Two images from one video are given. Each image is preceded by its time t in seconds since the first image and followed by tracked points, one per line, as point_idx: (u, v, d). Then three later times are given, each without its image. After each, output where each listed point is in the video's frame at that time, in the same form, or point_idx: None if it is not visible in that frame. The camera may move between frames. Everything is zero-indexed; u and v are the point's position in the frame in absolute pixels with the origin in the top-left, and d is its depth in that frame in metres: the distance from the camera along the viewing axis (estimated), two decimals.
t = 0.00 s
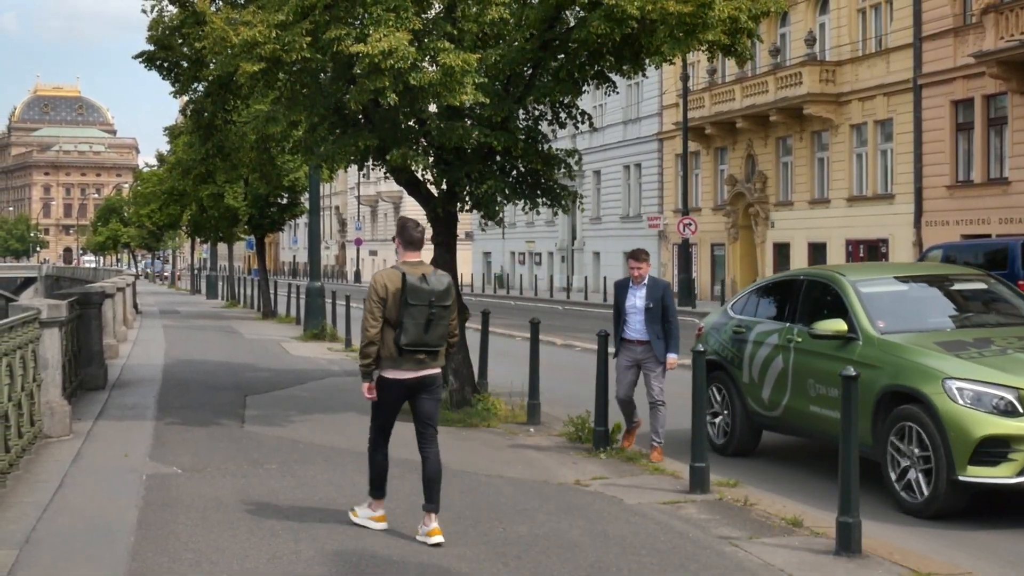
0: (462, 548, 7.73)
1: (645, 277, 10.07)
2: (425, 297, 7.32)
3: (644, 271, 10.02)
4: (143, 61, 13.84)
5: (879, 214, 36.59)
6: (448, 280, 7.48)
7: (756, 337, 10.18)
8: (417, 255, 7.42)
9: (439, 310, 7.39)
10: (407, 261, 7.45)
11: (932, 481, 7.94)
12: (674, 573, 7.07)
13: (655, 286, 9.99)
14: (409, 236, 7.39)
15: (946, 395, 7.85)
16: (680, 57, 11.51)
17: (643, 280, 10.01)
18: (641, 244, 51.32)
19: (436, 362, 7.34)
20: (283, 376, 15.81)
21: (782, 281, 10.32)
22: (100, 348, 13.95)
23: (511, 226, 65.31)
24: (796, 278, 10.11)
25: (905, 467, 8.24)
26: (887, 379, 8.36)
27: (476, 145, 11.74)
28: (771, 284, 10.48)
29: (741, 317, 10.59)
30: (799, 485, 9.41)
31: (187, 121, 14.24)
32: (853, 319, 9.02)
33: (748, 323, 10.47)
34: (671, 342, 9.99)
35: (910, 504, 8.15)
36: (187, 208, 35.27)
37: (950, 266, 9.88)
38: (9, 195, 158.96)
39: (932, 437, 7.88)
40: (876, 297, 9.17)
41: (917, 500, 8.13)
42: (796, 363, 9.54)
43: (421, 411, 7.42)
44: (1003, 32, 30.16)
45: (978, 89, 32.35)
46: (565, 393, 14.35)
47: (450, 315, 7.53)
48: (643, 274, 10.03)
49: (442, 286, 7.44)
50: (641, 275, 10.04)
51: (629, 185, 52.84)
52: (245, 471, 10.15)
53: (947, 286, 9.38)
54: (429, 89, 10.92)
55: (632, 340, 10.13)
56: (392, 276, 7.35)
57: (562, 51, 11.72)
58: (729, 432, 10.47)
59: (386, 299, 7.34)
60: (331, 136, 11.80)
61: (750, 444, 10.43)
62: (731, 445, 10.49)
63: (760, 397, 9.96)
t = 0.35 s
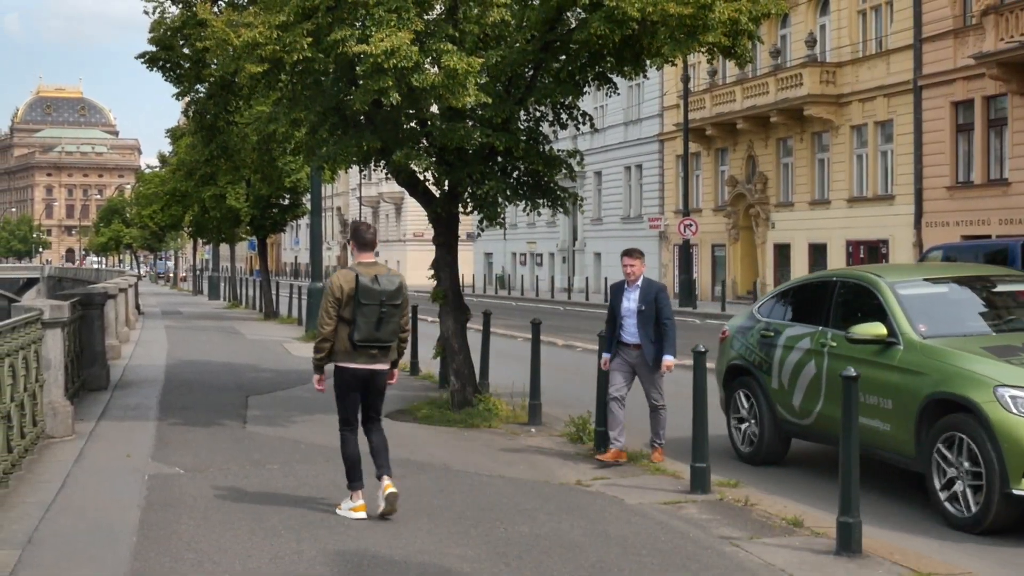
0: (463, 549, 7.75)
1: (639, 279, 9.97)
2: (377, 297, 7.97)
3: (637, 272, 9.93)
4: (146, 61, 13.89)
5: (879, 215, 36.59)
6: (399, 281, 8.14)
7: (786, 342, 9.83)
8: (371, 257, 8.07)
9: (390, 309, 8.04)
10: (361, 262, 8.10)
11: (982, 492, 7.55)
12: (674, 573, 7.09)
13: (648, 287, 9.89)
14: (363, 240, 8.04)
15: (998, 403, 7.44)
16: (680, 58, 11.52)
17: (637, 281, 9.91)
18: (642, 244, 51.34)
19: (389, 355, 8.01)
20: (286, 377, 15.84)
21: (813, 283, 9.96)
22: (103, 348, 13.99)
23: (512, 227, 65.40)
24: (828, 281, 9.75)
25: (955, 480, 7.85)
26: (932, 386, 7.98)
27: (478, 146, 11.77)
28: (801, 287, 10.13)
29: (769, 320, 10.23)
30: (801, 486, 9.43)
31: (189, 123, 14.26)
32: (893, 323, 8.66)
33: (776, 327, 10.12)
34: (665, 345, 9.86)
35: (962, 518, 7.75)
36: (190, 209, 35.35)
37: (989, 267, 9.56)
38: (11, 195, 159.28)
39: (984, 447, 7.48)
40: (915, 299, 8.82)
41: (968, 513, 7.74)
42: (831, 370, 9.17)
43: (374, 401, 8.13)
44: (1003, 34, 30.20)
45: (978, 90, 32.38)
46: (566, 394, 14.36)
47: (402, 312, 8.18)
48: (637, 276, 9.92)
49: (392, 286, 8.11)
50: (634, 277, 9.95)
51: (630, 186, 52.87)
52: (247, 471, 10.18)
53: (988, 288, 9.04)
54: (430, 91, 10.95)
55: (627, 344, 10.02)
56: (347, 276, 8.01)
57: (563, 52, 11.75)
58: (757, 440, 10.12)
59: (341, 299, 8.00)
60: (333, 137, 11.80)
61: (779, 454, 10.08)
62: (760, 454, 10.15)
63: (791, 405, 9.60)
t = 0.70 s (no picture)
0: (465, 549, 7.77)
1: (614, 280, 9.64)
2: (340, 301, 8.48)
3: (612, 273, 9.60)
4: (149, 63, 13.93)
5: (880, 216, 36.58)
6: (367, 289, 8.63)
7: (827, 347, 9.25)
8: (342, 265, 8.61)
9: (353, 313, 8.54)
10: (333, 269, 8.65)
11: None
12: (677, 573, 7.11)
13: (624, 288, 9.57)
14: (335, 248, 8.61)
15: None
16: (682, 59, 11.53)
17: (612, 282, 9.59)
18: (643, 245, 51.38)
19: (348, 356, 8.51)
20: (288, 378, 15.88)
21: (853, 284, 9.38)
22: (105, 349, 14.01)
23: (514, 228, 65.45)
24: (871, 283, 9.18)
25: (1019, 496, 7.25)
26: (994, 396, 7.38)
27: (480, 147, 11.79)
28: (841, 288, 9.55)
29: (807, 324, 9.66)
30: (803, 485, 9.44)
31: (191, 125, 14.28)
32: (947, 328, 8.08)
33: (815, 331, 9.54)
34: (643, 348, 9.58)
35: None
36: (192, 210, 35.43)
37: None
38: (14, 196, 159.54)
39: None
40: (971, 303, 8.24)
41: None
42: (877, 377, 8.59)
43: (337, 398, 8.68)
44: (1003, 35, 30.23)
45: (979, 92, 32.41)
46: (568, 395, 14.36)
47: (368, 316, 8.68)
48: (612, 277, 9.60)
49: (360, 293, 8.61)
50: (609, 279, 9.62)
51: (632, 187, 52.90)
52: (250, 471, 10.21)
53: None
54: (432, 92, 10.98)
55: (604, 347, 9.71)
56: (316, 282, 8.57)
57: (565, 53, 11.78)
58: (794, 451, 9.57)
59: (310, 301, 8.57)
60: (336, 138, 11.80)
61: (819, 465, 9.52)
62: (798, 465, 9.55)
63: (832, 414, 9.03)
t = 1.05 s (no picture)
0: (475, 549, 7.80)
1: (602, 280, 9.61)
2: (321, 297, 8.97)
3: (600, 273, 9.57)
4: (159, 64, 13.95)
5: (888, 217, 36.55)
6: (342, 283, 9.13)
7: (893, 355, 8.54)
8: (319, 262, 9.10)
9: (333, 307, 9.03)
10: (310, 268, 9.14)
11: None
12: (686, 574, 7.14)
13: (611, 288, 9.53)
14: (311, 247, 9.08)
15: None
16: (692, 60, 11.54)
17: (600, 281, 9.55)
18: (651, 246, 51.38)
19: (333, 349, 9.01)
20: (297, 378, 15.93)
21: (922, 285, 8.68)
22: (116, 349, 14.05)
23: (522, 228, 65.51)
24: (941, 284, 8.48)
25: None
26: None
27: (489, 148, 11.82)
28: (907, 290, 8.84)
29: (870, 330, 8.98)
30: (813, 486, 9.45)
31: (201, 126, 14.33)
32: None
33: (879, 337, 8.84)
34: (628, 348, 9.46)
35: None
36: (202, 211, 35.52)
37: None
38: (25, 197, 160.17)
39: None
40: None
41: None
42: (951, 387, 7.86)
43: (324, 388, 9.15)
44: (1013, 36, 30.26)
45: (988, 92, 32.37)
46: (576, 395, 14.37)
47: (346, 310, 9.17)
48: (600, 276, 9.58)
49: (337, 287, 9.11)
50: (597, 278, 9.59)
51: (641, 188, 52.91)
52: (260, 472, 10.25)
53: None
54: (441, 92, 11.02)
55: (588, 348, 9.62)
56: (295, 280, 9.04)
57: (573, 55, 11.83)
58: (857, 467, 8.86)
59: (291, 299, 9.06)
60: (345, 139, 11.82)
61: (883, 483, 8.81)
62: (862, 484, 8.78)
63: (901, 428, 8.31)
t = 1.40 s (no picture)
0: (490, 549, 7.82)
1: (590, 286, 9.61)
2: (314, 288, 9.86)
3: (589, 279, 9.55)
4: (175, 66, 13.99)
5: (903, 217, 36.47)
6: (334, 279, 10.03)
7: (992, 366, 7.85)
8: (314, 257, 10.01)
9: (324, 299, 9.91)
10: (306, 262, 10.04)
11: None
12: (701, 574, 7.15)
13: (597, 295, 9.51)
14: (307, 244, 9.99)
15: None
16: (706, 61, 11.54)
17: (587, 288, 9.54)
18: (666, 246, 51.34)
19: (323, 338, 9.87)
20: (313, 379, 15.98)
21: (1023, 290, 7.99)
22: (132, 350, 14.10)
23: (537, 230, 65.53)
24: None
25: None
26: None
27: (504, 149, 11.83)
28: (1008, 295, 8.14)
29: (964, 338, 8.29)
30: (829, 487, 9.44)
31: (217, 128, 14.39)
32: None
33: (975, 346, 8.16)
34: (610, 357, 9.47)
35: None
36: (218, 212, 35.63)
37: None
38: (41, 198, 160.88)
39: None
40: None
41: None
42: None
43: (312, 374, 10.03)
44: None
45: (1003, 92, 32.29)
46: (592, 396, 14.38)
47: (338, 303, 10.05)
48: (588, 282, 9.56)
49: (329, 282, 10.00)
50: (585, 284, 9.58)
51: (655, 189, 52.90)
52: (275, 472, 10.28)
53: None
54: (457, 93, 11.06)
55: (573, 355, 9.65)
56: (292, 274, 9.95)
57: (588, 56, 11.86)
58: (949, 488, 8.17)
59: (287, 291, 9.96)
60: (360, 140, 11.85)
61: (978, 506, 8.11)
62: (954, 505, 8.13)
63: (1001, 447, 7.62)
